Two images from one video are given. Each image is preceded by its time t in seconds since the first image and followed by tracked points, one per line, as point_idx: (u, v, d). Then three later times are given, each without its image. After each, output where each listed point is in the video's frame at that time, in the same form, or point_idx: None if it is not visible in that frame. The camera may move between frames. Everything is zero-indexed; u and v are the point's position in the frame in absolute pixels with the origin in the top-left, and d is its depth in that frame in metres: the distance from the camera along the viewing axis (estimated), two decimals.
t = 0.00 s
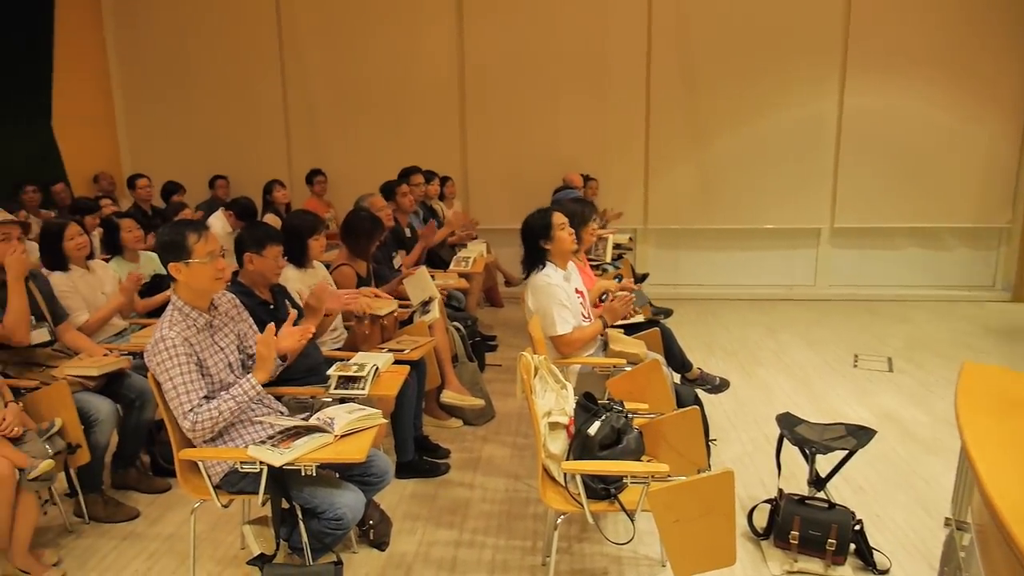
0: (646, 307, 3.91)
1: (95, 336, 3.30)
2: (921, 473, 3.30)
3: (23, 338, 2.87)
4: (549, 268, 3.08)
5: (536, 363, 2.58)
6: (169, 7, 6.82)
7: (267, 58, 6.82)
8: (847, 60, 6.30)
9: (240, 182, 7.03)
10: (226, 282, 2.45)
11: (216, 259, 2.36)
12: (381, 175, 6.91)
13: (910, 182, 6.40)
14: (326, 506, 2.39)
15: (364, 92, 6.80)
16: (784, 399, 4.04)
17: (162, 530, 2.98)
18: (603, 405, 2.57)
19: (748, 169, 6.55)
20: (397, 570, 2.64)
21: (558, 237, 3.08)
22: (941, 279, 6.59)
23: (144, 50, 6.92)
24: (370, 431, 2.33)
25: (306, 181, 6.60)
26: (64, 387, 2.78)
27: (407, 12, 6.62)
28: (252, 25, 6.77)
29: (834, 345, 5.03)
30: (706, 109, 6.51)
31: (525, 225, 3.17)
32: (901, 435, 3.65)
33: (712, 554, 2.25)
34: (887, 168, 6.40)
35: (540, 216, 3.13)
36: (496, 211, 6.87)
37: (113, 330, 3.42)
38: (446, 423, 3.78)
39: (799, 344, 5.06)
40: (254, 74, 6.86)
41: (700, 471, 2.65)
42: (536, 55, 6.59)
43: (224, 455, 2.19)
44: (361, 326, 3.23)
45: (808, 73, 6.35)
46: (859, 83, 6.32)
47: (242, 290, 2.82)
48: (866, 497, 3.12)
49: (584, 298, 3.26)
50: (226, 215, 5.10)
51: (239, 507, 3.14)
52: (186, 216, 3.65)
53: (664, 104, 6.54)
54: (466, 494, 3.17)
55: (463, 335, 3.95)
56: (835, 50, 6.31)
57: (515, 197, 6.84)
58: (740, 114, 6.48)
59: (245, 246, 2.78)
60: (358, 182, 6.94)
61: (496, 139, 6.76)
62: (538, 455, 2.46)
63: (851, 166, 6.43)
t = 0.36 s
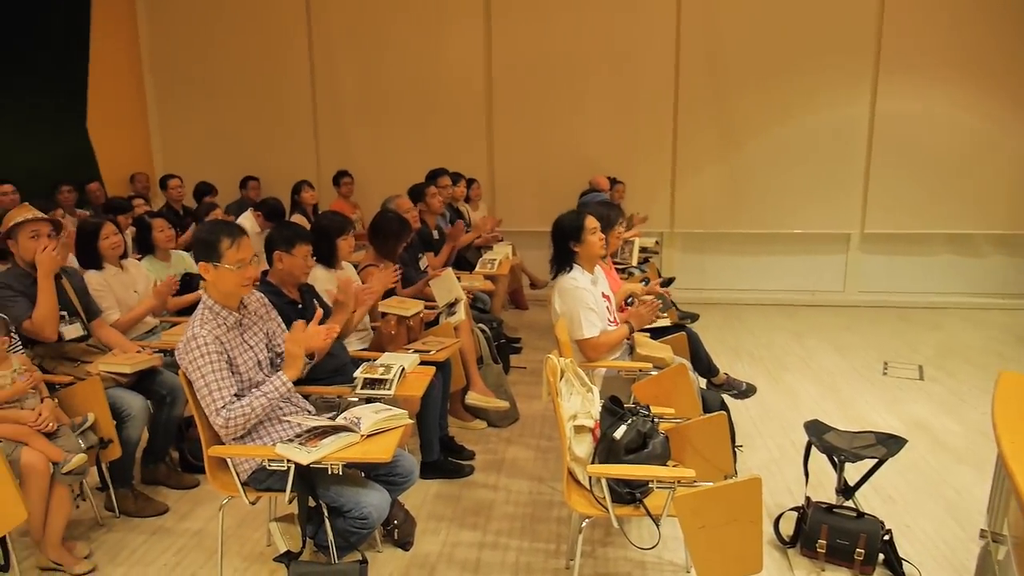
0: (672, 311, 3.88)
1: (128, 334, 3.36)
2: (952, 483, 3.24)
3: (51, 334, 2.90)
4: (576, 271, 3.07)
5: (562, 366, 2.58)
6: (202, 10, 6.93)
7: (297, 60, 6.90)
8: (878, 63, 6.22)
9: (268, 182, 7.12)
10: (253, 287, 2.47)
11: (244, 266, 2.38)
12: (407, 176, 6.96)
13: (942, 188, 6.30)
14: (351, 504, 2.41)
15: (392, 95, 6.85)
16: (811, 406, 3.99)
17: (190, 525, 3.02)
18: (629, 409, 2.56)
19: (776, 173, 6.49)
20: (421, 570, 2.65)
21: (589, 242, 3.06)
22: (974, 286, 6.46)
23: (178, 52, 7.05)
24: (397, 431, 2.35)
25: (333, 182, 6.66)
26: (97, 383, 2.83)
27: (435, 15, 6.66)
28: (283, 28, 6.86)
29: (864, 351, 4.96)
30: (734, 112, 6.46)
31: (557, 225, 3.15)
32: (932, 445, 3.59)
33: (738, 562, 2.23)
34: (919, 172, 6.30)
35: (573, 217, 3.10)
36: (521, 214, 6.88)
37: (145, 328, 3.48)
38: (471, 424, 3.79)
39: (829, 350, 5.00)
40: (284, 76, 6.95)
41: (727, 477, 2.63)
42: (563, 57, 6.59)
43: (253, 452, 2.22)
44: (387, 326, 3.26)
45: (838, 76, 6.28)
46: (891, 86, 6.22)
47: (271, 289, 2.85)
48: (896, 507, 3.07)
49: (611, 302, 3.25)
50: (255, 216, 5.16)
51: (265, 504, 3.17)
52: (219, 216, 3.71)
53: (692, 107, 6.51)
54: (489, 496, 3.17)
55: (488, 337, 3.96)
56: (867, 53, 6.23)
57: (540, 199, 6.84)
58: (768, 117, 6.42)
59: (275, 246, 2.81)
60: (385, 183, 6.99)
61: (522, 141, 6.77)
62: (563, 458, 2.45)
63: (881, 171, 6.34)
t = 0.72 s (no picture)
0: (698, 314, 3.85)
1: (159, 330, 3.42)
2: (982, 492, 3.18)
3: (84, 326, 2.93)
4: (603, 272, 3.06)
5: (587, 368, 2.57)
6: (231, 10, 7.02)
7: (324, 60, 6.96)
8: (909, 64, 6.12)
9: (294, 181, 7.19)
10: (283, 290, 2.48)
11: (274, 276, 2.38)
12: (431, 176, 6.99)
13: (974, 190, 6.19)
14: (376, 502, 2.42)
15: (417, 94, 6.88)
16: (838, 410, 3.95)
17: (217, 520, 3.06)
18: (655, 411, 2.54)
19: (803, 175, 6.43)
20: (444, 569, 2.66)
21: (615, 241, 3.05)
22: (1007, 291, 6.33)
23: (208, 52, 7.14)
24: (421, 429, 2.35)
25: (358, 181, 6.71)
26: (128, 378, 2.88)
27: (461, 15, 6.67)
28: (311, 28, 6.92)
29: (892, 356, 4.89)
30: (761, 113, 6.40)
31: (583, 225, 3.14)
32: (962, 452, 3.53)
33: (764, 568, 2.20)
34: (950, 174, 6.19)
35: (601, 218, 3.08)
36: (545, 214, 6.88)
37: (175, 325, 3.53)
38: (494, 424, 3.79)
39: (857, 354, 4.94)
40: (311, 75, 7.01)
41: (754, 482, 2.59)
42: (589, 58, 6.57)
43: (279, 448, 2.24)
44: (412, 323, 3.27)
45: (868, 77, 6.20)
46: (922, 87, 6.13)
47: (299, 286, 2.88)
48: (925, 514, 3.02)
49: (636, 303, 3.24)
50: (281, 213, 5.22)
51: (290, 500, 3.20)
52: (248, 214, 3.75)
53: (719, 108, 6.46)
54: (512, 497, 3.17)
55: (512, 336, 3.96)
56: (898, 54, 6.14)
57: (564, 200, 6.83)
58: (796, 117, 6.36)
59: (304, 244, 2.83)
60: (409, 182, 7.03)
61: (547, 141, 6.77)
62: (587, 459, 2.44)
63: (911, 173, 6.25)
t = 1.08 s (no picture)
0: (727, 315, 3.80)
1: (192, 324, 3.47)
2: (1016, 501, 3.11)
3: (120, 318, 2.98)
4: (630, 273, 3.04)
5: (615, 367, 2.56)
6: (262, 9, 7.09)
7: (352, 59, 7.01)
8: (945, 63, 6.01)
9: (321, 178, 7.25)
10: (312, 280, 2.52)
11: (300, 259, 2.44)
12: (457, 174, 7.01)
13: (1010, 193, 6.05)
14: (402, 498, 2.43)
15: (445, 93, 6.90)
16: (868, 415, 3.89)
17: (245, 512, 3.10)
18: (683, 412, 2.54)
19: (834, 175, 6.34)
20: (468, 566, 2.67)
21: (642, 241, 3.02)
22: None
23: (239, 50, 7.23)
24: (447, 427, 2.35)
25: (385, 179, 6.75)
26: (159, 371, 2.93)
27: (490, 13, 6.68)
28: (341, 27, 6.97)
29: (924, 361, 4.81)
30: (792, 113, 6.33)
31: (611, 225, 3.11)
32: (996, 460, 3.46)
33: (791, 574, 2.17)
34: (986, 177, 6.07)
35: (628, 218, 3.05)
36: (571, 213, 6.87)
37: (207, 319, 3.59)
38: (519, 422, 3.80)
39: (887, 358, 4.86)
40: (340, 74, 7.06)
41: (781, 484, 2.58)
42: (617, 56, 6.54)
43: (306, 443, 2.25)
44: (439, 321, 3.29)
45: (902, 77, 6.09)
46: (958, 87, 6.01)
47: (327, 283, 2.91)
48: (957, 522, 2.96)
49: (663, 304, 3.21)
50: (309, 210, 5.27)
51: (317, 494, 3.24)
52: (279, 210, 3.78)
53: (749, 107, 6.40)
54: (536, 495, 3.17)
55: (538, 335, 3.95)
56: (934, 53, 6.02)
57: (591, 199, 6.81)
58: (827, 117, 6.28)
59: (331, 240, 2.85)
60: (435, 180, 7.06)
61: (573, 141, 6.76)
62: (613, 459, 2.43)
63: (945, 175, 6.13)
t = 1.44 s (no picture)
0: (756, 315, 3.76)
1: (222, 320, 3.52)
2: None
3: (153, 314, 3.03)
4: (659, 271, 3.02)
5: (642, 366, 2.55)
6: (291, 9, 7.16)
7: (380, 57, 7.04)
8: (982, 60, 5.88)
9: (347, 176, 7.31)
10: (340, 273, 2.54)
11: (327, 250, 2.46)
12: (482, 172, 7.02)
13: None
14: (429, 494, 2.44)
15: (471, 92, 6.91)
16: (900, 418, 3.83)
17: (273, 506, 3.13)
18: (711, 413, 2.50)
19: (865, 174, 6.25)
20: (494, 564, 2.67)
21: (673, 240, 3.00)
22: None
23: (269, 50, 7.30)
24: (474, 424, 2.34)
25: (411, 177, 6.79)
26: (189, 368, 2.96)
27: (517, 11, 6.67)
28: (368, 26, 7.01)
29: (958, 363, 4.72)
30: (822, 111, 6.24)
31: (642, 222, 3.09)
32: None
33: None
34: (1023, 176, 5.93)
35: (660, 216, 3.03)
36: (596, 211, 6.85)
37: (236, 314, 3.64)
38: (544, 421, 3.80)
39: (920, 360, 4.77)
40: (367, 73, 7.10)
41: (811, 487, 2.55)
42: (645, 54, 6.50)
43: (334, 439, 2.27)
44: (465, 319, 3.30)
45: (937, 73, 5.97)
46: (995, 84, 5.87)
47: (355, 280, 2.92)
48: (991, 528, 2.90)
49: (691, 304, 3.18)
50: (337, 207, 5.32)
51: (344, 490, 3.26)
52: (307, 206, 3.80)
53: (779, 105, 6.32)
54: (562, 494, 3.16)
55: (564, 334, 3.94)
56: (970, 49, 5.89)
57: (618, 198, 6.79)
58: (858, 115, 6.18)
59: (359, 238, 2.86)
60: (461, 178, 7.08)
61: (600, 139, 6.73)
62: (640, 459, 2.41)
63: (980, 174, 6.01)
